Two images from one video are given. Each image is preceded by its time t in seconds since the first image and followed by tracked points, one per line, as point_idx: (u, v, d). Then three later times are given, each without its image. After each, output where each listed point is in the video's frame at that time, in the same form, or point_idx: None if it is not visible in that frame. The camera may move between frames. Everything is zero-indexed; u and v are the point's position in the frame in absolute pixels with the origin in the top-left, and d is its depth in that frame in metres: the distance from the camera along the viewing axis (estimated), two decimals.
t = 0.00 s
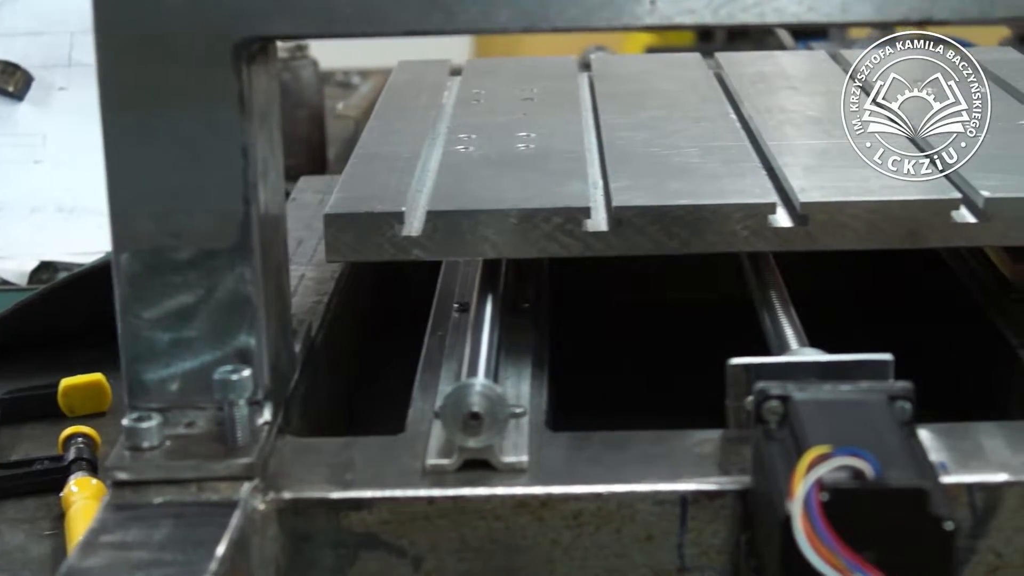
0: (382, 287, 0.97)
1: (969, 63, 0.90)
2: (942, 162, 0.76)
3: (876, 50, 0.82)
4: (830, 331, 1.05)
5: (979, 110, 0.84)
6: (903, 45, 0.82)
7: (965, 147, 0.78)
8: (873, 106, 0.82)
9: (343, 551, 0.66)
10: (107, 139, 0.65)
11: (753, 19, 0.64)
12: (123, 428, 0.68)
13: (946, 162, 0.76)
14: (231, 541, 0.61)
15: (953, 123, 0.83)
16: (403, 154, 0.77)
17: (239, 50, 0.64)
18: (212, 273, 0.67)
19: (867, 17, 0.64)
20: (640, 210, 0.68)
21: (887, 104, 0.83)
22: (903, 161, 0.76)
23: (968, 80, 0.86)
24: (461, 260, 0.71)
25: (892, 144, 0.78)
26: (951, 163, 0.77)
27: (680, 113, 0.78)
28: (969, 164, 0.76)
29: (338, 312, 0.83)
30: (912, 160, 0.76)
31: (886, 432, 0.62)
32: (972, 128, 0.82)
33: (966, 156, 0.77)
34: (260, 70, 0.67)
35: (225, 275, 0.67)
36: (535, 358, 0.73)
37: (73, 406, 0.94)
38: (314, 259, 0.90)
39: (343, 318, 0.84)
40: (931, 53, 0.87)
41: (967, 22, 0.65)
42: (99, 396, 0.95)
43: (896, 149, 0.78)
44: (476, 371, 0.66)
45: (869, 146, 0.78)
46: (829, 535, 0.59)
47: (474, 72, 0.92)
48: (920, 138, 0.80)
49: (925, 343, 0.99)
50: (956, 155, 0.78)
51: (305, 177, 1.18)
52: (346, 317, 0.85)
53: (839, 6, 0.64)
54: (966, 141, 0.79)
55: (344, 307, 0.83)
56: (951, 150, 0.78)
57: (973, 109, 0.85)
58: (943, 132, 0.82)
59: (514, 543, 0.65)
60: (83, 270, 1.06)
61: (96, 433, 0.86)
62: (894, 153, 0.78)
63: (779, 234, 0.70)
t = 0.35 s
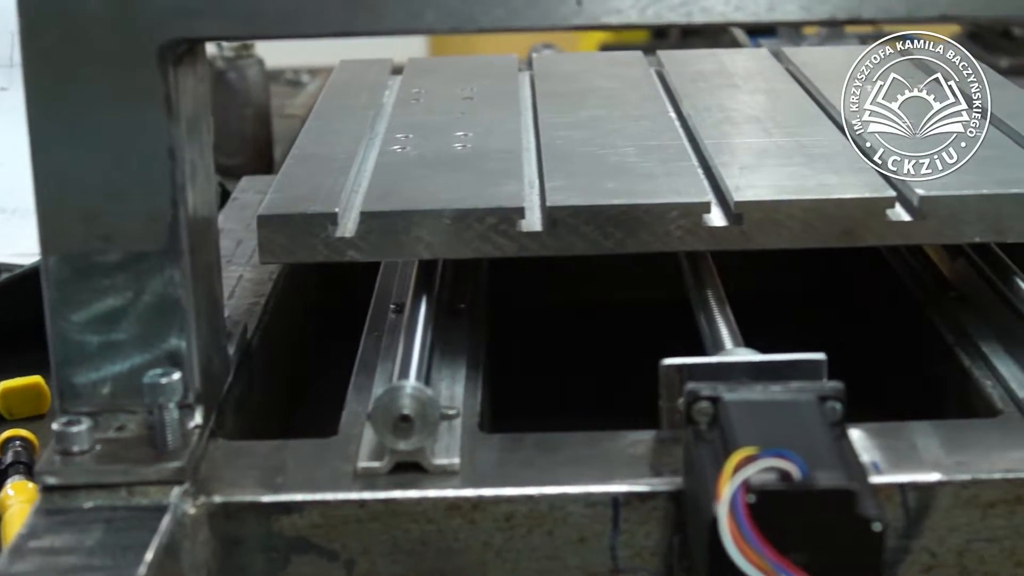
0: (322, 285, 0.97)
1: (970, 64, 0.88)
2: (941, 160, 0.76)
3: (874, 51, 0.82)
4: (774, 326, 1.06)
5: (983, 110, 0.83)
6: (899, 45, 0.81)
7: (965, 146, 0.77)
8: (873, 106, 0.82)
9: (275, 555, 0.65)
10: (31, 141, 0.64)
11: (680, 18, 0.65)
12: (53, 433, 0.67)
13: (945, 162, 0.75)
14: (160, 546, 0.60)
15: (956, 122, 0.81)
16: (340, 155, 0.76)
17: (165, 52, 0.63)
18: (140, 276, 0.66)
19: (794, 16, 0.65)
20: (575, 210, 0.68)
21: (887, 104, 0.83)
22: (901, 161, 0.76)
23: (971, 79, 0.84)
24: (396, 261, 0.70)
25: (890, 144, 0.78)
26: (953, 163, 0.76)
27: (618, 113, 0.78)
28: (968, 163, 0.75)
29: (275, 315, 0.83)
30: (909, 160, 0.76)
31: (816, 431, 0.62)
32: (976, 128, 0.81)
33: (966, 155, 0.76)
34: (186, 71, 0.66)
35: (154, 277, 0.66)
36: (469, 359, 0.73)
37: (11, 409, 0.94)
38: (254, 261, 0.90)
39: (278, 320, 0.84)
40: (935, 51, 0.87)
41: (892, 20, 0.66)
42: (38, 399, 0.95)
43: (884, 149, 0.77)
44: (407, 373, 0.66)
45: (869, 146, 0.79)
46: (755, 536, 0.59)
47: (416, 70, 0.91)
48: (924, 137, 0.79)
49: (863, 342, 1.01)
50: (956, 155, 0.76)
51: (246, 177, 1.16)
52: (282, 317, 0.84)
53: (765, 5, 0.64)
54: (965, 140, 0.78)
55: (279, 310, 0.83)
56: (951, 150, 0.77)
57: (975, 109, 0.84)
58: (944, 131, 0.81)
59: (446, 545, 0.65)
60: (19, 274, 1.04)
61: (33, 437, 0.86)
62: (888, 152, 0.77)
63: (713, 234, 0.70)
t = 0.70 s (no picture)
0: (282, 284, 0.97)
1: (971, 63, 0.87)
2: (941, 160, 0.75)
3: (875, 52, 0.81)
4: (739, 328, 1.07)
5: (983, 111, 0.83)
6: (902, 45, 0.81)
7: (965, 147, 0.77)
8: (874, 105, 0.81)
9: (230, 556, 0.65)
10: None
11: (632, 19, 0.65)
12: (7, 435, 0.67)
13: (945, 162, 0.74)
14: (112, 548, 0.61)
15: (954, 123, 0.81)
16: (298, 157, 0.76)
17: (118, 56, 0.63)
18: (93, 279, 0.66)
19: (745, 17, 0.65)
20: (530, 210, 0.68)
21: (887, 104, 0.82)
22: (902, 160, 0.75)
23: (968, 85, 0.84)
24: (353, 262, 0.70)
25: (892, 142, 0.77)
26: (953, 163, 0.75)
27: (578, 113, 0.77)
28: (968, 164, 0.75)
29: (232, 316, 0.83)
30: (911, 159, 0.75)
31: (766, 432, 0.62)
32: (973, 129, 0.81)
33: (966, 155, 0.76)
34: (139, 73, 0.66)
35: (107, 279, 0.66)
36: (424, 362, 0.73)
37: None
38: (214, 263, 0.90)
39: (237, 322, 0.84)
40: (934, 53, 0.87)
41: (845, 21, 0.66)
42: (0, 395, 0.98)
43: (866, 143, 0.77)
44: (362, 375, 0.66)
45: (869, 145, 0.77)
46: (704, 536, 0.59)
47: (378, 71, 0.91)
48: (922, 137, 0.79)
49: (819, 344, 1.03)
50: (956, 155, 0.76)
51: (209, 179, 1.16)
52: (239, 320, 0.85)
53: (717, 7, 0.64)
54: (968, 139, 0.77)
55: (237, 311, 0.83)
56: (950, 150, 0.77)
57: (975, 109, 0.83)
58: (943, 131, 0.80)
59: (400, 546, 0.65)
60: None
61: None
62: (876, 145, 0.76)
63: (670, 234, 0.70)
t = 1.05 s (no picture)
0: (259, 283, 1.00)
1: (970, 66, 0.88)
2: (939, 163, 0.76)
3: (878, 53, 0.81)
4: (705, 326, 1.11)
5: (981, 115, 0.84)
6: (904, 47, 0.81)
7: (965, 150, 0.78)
8: (874, 105, 0.81)
9: (190, 557, 0.65)
10: None
11: (589, 23, 0.66)
12: None
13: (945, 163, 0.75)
14: (72, 549, 0.61)
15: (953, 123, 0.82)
16: (261, 160, 0.76)
17: (80, 59, 0.64)
18: (53, 281, 0.66)
19: (700, 20, 0.66)
20: (491, 212, 0.68)
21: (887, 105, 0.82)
22: (900, 160, 0.75)
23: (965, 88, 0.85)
24: (315, 263, 0.71)
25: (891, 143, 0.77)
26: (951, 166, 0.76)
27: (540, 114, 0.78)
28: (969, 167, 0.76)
29: (196, 318, 0.84)
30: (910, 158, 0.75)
31: (721, 432, 0.63)
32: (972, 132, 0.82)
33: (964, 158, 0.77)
34: (100, 77, 0.67)
35: (68, 281, 0.66)
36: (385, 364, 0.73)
37: None
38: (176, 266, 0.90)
39: (201, 324, 0.85)
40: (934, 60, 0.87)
41: (801, 25, 0.67)
42: None
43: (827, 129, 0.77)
44: (322, 376, 0.66)
45: (869, 146, 0.77)
46: (658, 536, 0.60)
47: (344, 73, 0.91)
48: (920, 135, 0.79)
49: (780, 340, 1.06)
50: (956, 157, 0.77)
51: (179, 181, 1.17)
52: (205, 322, 0.86)
53: (672, 10, 0.65)
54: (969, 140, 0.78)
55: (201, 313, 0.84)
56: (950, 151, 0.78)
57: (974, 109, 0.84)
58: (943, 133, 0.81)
59: (360, 546, 0.65)
60: None
61: None
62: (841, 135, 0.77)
63: (629, 236, 0.70)
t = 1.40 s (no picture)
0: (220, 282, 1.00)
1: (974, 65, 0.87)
2: (938, 163, 0.76)
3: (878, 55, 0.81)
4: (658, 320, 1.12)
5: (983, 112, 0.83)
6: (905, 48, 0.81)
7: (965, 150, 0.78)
8: (874, 106, 0.81)
9: (151, 555, 0.65)
10: None
11: (548, 21, 0.66)
12: None
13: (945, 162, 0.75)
14: (30, 546, 0.61)
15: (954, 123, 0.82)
16: (224, 159, 0.76)
17: (39, 58, 0.64)
18: (14, 279, 0.66)
19: (659, 19, 0.66)
20: (453, 210, 0.69)
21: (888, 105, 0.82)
22: (900, 160, 0.76)
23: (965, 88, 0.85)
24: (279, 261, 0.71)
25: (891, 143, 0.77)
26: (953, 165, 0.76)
27: (505, 112, 0.78)
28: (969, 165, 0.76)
29: (161, 317, 0.84)
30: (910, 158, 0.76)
31: (679, 428, 0.63)
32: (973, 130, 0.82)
33: (965, 156, 0.77)
34: (61, 75, 0.67)
35: (30, 278, 0.66)
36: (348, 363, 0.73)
37: None
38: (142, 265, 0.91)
39: (165, 323, 0.86)
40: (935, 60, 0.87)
41: (761, 23, 0.67)
42: None
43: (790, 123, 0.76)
44: (283, 373, 0.66)
45: (869, 146, 0.77)
46: (613, 531, 0.60)
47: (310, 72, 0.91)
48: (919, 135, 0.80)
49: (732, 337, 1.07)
50: (956, 155, 0.77)
51: (141, 182, 1.17)
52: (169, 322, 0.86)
53: (631, 9, 0.65)
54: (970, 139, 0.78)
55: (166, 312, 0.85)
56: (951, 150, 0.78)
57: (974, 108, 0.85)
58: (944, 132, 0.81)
59: (320, 544, 0.65)
60: None
61: None
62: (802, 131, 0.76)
63: (591, 234, 0.70)
